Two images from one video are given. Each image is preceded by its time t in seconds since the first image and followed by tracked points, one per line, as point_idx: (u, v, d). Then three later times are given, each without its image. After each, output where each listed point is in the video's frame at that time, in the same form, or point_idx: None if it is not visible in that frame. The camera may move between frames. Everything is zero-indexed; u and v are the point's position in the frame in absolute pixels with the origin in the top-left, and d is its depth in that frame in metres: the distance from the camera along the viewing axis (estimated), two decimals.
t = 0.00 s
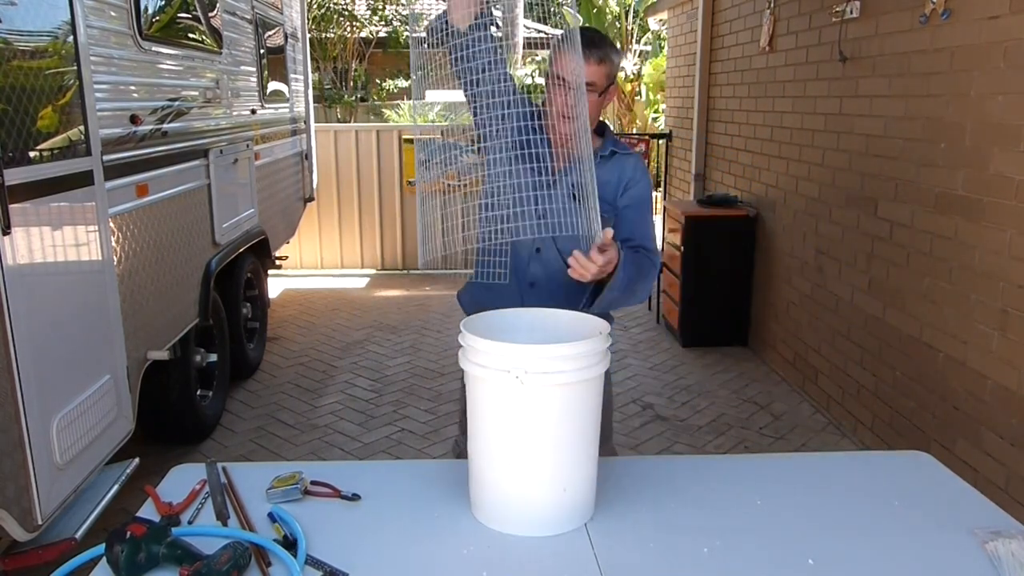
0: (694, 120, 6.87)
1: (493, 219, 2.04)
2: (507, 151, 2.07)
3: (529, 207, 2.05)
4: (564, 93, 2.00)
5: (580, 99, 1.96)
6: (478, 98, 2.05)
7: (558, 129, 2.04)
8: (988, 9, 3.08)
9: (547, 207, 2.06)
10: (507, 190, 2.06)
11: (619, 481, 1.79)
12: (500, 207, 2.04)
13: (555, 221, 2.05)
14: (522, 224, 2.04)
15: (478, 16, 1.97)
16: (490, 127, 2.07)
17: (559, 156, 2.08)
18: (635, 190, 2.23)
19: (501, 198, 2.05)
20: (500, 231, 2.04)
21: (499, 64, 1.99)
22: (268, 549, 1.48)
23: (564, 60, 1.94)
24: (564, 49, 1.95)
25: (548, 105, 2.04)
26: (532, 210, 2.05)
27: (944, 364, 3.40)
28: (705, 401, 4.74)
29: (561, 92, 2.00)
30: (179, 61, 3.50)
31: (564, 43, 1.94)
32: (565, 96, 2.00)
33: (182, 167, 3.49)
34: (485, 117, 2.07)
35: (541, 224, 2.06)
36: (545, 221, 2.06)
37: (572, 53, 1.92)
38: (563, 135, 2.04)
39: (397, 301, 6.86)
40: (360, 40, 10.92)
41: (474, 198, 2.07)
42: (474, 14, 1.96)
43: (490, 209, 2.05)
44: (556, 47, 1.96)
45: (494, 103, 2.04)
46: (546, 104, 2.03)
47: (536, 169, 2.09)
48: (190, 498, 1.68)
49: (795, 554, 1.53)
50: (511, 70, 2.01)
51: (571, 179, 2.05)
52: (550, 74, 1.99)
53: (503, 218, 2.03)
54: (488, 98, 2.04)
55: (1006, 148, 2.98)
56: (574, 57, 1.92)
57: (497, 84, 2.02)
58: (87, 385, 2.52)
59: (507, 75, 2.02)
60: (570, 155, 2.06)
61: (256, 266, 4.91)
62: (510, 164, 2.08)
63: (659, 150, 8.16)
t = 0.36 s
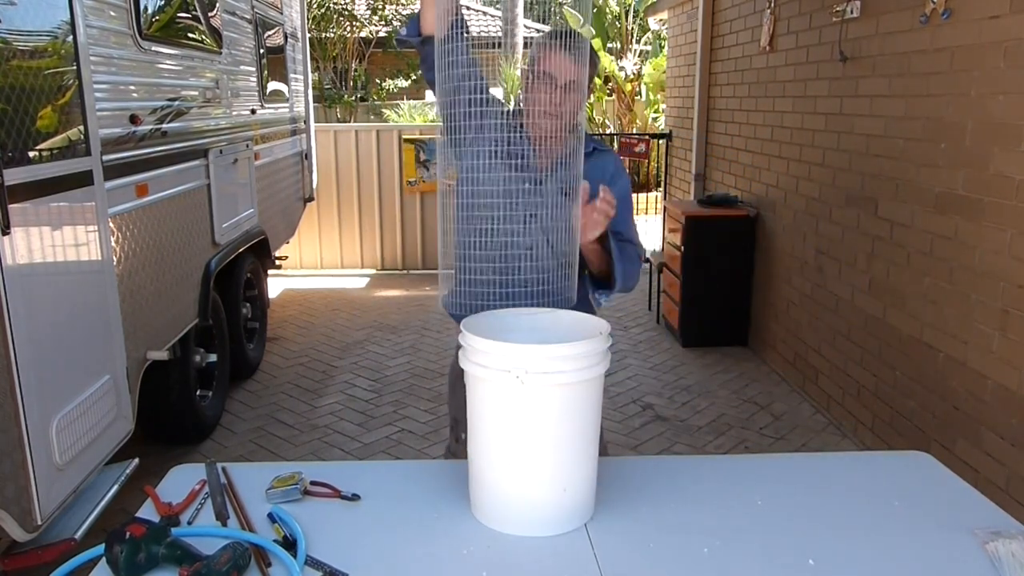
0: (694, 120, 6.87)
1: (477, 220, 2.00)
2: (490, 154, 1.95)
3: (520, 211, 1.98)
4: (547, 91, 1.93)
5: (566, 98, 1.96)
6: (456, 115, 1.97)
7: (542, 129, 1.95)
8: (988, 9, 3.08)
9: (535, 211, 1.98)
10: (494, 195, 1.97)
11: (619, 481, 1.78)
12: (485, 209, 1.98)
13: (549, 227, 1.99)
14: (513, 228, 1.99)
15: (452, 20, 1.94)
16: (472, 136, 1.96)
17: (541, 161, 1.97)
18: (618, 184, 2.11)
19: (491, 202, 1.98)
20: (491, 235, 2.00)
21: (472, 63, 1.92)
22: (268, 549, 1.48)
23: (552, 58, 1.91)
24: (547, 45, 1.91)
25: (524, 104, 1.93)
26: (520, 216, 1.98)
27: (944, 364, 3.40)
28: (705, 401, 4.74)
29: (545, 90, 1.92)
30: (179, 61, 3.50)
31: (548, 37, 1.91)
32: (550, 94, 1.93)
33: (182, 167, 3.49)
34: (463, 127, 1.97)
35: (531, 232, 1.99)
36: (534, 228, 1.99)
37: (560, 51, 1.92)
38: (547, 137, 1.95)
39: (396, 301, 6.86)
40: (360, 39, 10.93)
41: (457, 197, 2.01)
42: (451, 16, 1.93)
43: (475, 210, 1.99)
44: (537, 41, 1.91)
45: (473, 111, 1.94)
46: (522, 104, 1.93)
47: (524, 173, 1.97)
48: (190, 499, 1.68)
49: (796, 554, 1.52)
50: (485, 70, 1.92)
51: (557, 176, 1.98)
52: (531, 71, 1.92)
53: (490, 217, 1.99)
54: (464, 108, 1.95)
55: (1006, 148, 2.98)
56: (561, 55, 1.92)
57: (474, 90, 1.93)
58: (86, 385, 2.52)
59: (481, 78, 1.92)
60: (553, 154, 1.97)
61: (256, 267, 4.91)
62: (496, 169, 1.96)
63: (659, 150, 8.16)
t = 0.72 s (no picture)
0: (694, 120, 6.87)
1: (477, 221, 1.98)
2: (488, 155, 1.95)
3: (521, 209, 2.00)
4: (535, 91, 1.94)
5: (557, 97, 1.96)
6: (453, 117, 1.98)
7: (531, 129, 1.96)
8: (988, 10, 3.08)
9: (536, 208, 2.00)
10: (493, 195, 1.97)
11: (619, 481, 1.79)
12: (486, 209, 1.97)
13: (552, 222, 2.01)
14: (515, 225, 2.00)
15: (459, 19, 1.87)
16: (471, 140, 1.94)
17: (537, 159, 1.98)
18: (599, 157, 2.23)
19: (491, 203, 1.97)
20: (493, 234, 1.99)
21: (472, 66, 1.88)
22: (268, 549, 1.48)
23: (538, 59, 1.91)
24: (534, 48, 1.91)
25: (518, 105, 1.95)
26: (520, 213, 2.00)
27: (944, 364, 3.40)
28: (704, 401, 4.74)
29: (532, 91, 1.93)
30: (179, 61, 3.50)
31: (536, 39, 1.91)
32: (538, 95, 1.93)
33: (182, 167, 3.49)
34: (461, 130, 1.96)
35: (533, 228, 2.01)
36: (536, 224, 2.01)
37: (546, 52, 1.92)
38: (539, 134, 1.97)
39: (397, 301, 6.86)
40: (360, 39, 10.94)
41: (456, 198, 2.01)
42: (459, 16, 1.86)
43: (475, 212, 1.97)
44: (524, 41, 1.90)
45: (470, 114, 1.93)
46: (513, 105, 1.95)
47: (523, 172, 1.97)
48: (190, 498, 1.68)
49: (796, 554, 1.52)
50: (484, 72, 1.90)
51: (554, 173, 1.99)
52: (519, 72, 1.92)
53: (490, 217, 1.98)
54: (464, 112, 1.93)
55: (1006, 149, 2.98)
56: (547, 55, 1.92)
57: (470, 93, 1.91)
58: (86, 385, 2.52)
59: (478, 82, 1.90)
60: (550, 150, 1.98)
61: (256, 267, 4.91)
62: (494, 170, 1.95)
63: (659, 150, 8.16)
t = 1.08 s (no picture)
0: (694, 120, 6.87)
1: (472, 218, 2.00)
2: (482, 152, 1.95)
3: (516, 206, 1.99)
4: (524, 91, 1.94)
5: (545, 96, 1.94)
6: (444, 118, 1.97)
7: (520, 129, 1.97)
8: (988, 10, 3.08)
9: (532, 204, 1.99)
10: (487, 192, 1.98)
11: (619, 481, 1.79)
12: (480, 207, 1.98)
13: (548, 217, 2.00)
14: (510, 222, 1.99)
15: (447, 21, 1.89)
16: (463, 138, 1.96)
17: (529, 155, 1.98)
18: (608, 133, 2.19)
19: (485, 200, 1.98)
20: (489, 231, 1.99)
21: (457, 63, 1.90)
22: (268, 549, 1.48)
23: (524, 59, 1.90)
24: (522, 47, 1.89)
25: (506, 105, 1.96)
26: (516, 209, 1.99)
27: (944, 364, 3.40)
28: (704, 401, 4.74)
29: (521, 91, 1.93)
30: (179, 61, 3.50)
31: (520, 38, 1.89)
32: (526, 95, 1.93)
33: (182, 167, 3.49)
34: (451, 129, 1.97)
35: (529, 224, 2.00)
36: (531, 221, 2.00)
37: (532, 51, 1.89)
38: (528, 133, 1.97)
39: (397, 302, 6.87)
40: (360, 40, 10.95)
41: (450, 197, 2.01)
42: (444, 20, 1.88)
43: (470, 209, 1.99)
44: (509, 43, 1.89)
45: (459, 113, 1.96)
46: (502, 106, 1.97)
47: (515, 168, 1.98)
48: (190, 498, 1.68)
49: (796, 554, 1.52)
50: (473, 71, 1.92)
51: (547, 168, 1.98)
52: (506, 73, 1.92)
53: (484, 214, 1.99)
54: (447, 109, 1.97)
55: (1006, 149, 2.98)
56: (535, 55, 1.89)
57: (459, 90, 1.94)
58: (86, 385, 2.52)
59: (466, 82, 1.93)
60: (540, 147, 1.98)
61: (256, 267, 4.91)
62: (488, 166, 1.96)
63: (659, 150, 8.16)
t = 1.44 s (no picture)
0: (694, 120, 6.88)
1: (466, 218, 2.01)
2: (474, 154, 1.96)
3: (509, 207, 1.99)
4: (516, 91, 1.92)
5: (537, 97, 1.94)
6: (433, 120, 1.94)
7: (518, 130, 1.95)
8: (988, 10, 3.08)
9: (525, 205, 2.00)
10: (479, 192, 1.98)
11: (619, 481, 1.79)
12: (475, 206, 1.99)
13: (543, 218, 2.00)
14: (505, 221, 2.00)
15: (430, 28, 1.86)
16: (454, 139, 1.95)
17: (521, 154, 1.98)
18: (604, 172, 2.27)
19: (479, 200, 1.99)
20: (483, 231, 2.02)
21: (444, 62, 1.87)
22: (268, 549, 1.48)
23: (518, 62, 1.88)
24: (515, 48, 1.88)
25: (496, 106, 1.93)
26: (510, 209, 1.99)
27: (944, 364, 3.40)
28: (704, 401, 4.74)
29: (513, 92, 1.91)
30: (179, 61, 3.50)
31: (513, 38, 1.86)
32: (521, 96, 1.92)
33: (182, 167, 3.49)
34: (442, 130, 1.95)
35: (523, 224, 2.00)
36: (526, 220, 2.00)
37: (525, 52, 1.87)
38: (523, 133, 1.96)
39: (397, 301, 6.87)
40: (360, 40, 10.95)
41: (444, 198, 2.02)
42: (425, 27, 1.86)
43: (465, 210, 2.00)
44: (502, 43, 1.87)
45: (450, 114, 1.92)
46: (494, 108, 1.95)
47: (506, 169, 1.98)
48: (190, 498, 1.68)
49: (796, 554, 1.52)
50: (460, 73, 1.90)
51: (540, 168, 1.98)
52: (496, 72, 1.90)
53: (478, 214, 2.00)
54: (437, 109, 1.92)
55: (1006, 149, 2.98)
56: (529, 56, 1.88)
57: (445, 92, 1.90)
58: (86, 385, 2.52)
59: (456, 83, 1.90)
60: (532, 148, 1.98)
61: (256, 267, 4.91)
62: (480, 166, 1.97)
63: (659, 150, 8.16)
